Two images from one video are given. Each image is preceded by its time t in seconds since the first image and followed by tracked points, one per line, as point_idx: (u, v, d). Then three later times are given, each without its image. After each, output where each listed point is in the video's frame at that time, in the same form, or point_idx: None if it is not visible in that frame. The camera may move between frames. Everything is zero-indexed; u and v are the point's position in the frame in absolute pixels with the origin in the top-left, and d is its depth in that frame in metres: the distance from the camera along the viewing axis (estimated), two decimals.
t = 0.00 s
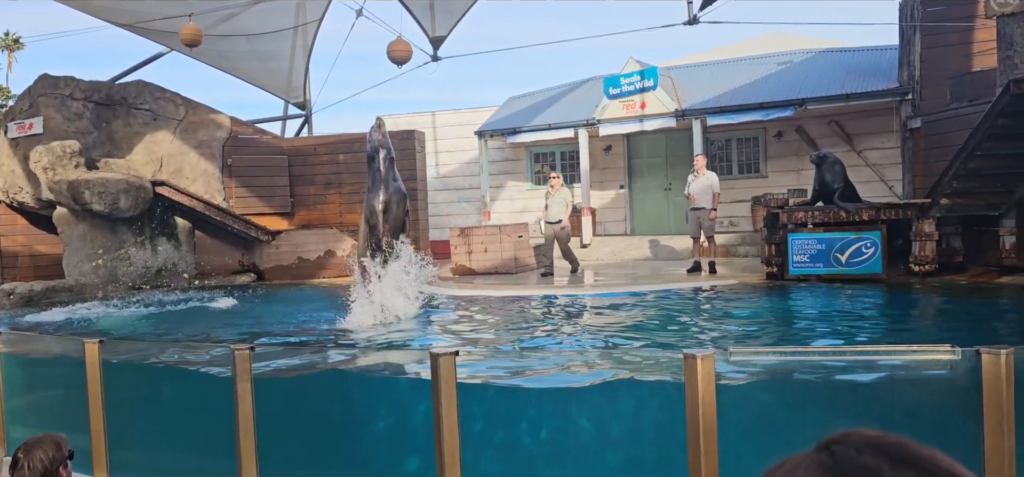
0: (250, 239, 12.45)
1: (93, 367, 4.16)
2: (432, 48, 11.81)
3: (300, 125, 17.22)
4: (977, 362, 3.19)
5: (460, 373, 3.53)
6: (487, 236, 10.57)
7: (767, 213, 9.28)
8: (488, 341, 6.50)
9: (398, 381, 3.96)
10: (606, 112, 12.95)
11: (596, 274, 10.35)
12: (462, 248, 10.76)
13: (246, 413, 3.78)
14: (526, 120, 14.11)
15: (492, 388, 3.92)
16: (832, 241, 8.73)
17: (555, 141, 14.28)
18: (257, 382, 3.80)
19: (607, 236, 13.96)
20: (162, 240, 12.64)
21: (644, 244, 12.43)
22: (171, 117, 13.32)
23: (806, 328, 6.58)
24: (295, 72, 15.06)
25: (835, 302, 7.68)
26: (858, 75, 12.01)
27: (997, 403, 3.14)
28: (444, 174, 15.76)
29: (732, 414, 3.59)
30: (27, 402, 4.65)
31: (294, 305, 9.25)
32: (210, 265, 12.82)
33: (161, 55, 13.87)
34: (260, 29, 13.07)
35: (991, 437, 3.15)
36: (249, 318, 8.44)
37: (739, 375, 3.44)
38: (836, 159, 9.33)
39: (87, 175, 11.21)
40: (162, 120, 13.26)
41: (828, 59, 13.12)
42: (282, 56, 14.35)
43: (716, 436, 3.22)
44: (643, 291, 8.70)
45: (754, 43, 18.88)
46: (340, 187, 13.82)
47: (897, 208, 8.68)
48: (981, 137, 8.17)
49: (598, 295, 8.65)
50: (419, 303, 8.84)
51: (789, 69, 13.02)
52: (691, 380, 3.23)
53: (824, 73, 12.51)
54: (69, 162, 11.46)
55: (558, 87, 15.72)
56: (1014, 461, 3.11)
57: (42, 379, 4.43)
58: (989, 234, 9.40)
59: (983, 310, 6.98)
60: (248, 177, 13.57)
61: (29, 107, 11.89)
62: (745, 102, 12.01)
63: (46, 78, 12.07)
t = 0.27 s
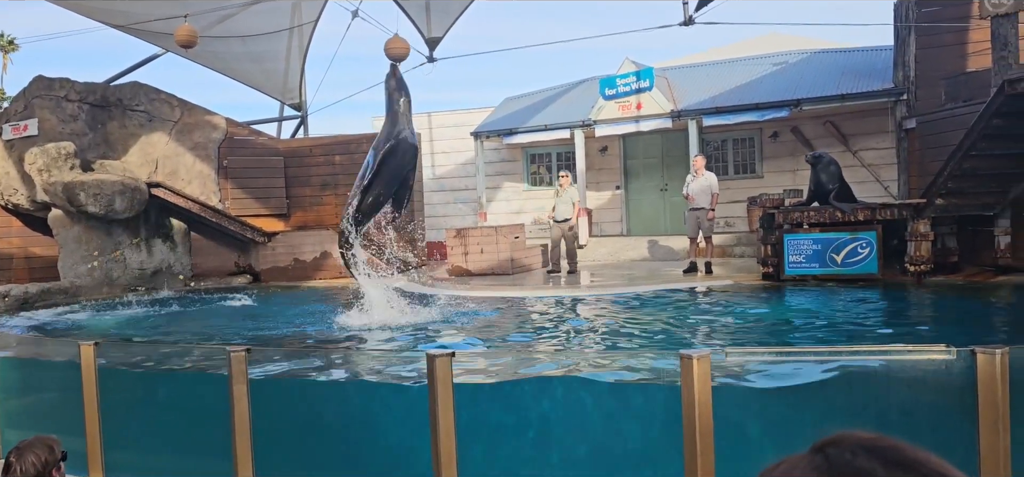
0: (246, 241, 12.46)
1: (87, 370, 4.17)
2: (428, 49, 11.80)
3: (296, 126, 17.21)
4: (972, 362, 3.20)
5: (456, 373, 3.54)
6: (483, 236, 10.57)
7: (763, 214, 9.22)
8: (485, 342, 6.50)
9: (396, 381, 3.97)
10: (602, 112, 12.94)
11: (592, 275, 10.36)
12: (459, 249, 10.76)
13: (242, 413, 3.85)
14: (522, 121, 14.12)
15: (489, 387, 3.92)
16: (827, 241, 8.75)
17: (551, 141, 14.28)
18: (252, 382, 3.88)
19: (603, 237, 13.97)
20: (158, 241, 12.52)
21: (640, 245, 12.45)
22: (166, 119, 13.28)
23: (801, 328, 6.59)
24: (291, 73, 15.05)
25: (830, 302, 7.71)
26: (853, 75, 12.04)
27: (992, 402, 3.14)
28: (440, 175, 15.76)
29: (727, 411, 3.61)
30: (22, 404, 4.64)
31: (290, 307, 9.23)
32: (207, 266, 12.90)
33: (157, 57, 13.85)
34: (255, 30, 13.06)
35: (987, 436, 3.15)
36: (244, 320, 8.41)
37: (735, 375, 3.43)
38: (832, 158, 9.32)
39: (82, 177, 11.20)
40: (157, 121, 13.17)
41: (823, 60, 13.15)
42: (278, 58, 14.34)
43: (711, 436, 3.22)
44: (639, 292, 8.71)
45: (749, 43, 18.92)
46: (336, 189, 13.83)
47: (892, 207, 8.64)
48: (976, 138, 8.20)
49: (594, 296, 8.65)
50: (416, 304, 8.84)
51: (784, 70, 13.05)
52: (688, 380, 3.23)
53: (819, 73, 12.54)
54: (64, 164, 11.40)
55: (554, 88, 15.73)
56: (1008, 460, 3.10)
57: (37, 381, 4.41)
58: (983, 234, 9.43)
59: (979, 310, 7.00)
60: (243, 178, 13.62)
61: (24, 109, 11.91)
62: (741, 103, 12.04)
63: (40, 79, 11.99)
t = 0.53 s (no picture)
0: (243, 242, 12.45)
1: (82, 373, 3.90)
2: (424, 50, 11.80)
3: (292, 127, 17.20)
4: (967, 362, 3.12)
5: (452, 374, 3.51)
6: (479, 237, 10.58)
7: (759, 214, 9.29)
8: (483, 343, 6.51)
9: (391, 382, 3.95)
10: (598, 114, 12.98)
11: (588, 275, 10.37)
12: (455, 250, 10.78)
13: (238, 416, 3.58)
14: (518, 122, 14.13)
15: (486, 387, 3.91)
16: (823, 242, 8.77)
17: (548, 142, 14.29)
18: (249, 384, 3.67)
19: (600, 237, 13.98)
20: (154, 243, 12.53)
21: (636, 245, 12.47)
22: (162, 120, 13.23)
23: (796, 329, 6.60)
24: (287, 74, 15.05)
25: (825, 303, 7.73)
26: (849, 76, 12.07)
27: (986, 401, 3.02)
28: (436, 176, 15.77)
29: (725, 412, 3.60)
30: (17, 405, 4.64)
31: (286, 308, 9.22)
32: (203, 268, 12.84)
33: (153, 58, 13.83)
34: (252, 31, 13.05)
35: (983, 436, 3.02)
36: (240, 321, 8.40)
37: (731, 375, 3.42)
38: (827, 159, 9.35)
39: (77, 178, 11.17)
40: (153, 122, 13.13)
41: (819, 61, 13.18)
42: (274, 59, 14.34)
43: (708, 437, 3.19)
44: (635, 292, 8.73)
45: (744, 45, 18.98)
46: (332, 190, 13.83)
47: (888, 209, 8.69)
48: (971, 138, 8.22)
49: (591, 296, 8.66)
50: (413, 305, 8.84)
51: (780, 71, 13.08)
52: (685, 379, 3.21)
53: (815, 74, 12.57)
54: (59, 165, 11.37)
55: (551, 89, 15.74)
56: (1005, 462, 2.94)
57: (34, 382, 4.40)
58: (979, 234, 9.46)
59: (973, 310, 7.01)
60: (240, 179, 13.63)
61: (20, 110, 11.86)
62: (737, 104, 12.06)
63: (35, 81, 11.95)
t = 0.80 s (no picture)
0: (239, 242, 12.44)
1: (80, 373, 4.14)
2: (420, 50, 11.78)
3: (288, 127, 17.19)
4: (962, 363, 3.19)
5: (450, 375, 3.51)
6: (475, 237, 10.57)
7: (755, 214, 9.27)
8: (478, 343, 6.51)
9: (387, 383, 3.95)
10: (594, 114, 12.99)
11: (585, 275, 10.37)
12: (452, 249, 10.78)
13: (236, 414, 3.80)
14: (515, 122, 14.12)
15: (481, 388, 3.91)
16: (820, 241, 8.77)
17: (544, 142, 14.30)
18: (246, 383, 3.86)
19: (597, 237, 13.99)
20: (150, 243, 12.49)
21: (633, 245, 12.47)
22: (158, 120, 13.15)
23: (794, 328, 6.60)
24: (284, 74, 15.03)
25: (822, 302, 7.73)
26: (845, 76, 12.09)
27: (982, 401, 3.14)
28: (433, 175, 15.77)
29: (721, 412, 3.61)
30: (12, 405, 4.64)
31: (282, 308, 9.21)
32: (199, 268, 12.89)
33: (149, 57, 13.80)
34: (248, 31, 13.02)
35: (978, 436, 3.13)
36: (236, 321, 8.39)
37: (726, 374, 3.42)
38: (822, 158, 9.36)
39: (73, 178, 11.13)
40: (149, 122, 13.06)
41: (816, 60, 13.18)
42: (271, 59, 14.32)
43: (704, 438, 3.21)
44: (631, 292, 8.73)
45: (740, 44, 19.02)
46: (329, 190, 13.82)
47: (884, 208, 8.74)
48: (967, 138, 8.25)
49: (587, 296, 8.66)
50: (409, 305, 8.84)
51: (777, 71, 13.08)
52: (680, 379, 3.23)
53: (812, 74, 12.56)
54: (55, 165, 11.35)
55: (547, 88, 15.72)
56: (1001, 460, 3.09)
57: (28, 382, 4.39)
58: (974, 235, 9.47)
59: (969, 310, 7.02)
60: (236, 179, 13.63)
61: (15, 110, 11.87)
62: (733, 103, 12.07)
63: (30, 81, 11.95)
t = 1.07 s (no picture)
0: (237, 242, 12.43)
1: (76, 372, 4.11)
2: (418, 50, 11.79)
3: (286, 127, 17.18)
4: (960, 362, 3.17)
5: (447, 376, 3.51)
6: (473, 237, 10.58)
7: (753, 214, 9.25)
8: (476, 343, 6.51)
9: (385, 384, 3.94)
10: (592, 114, 12.99)
11: (583, 275, 10.37)
12: (450, 249, 10.78)
13: (232, 414, 3.77)
14: (513, 122, 14.13)
15: (484, 393, 3.91)
16: (817, 241, 8.79)
17: (542, 142, 14.30)
18: (246, 386, 3.82)
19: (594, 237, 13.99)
20: (147, 243, 12.41)
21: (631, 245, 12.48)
22: (155, 120, 13.12)
23: (793, 328, 6.59)
24: (281, 74, 15.02)
25: (821, 302, 7.73)
26: (842, 76, 12.11)
27: (980, 400, 3.11)
28: (430, 175, 15.76)
29: (719, 412, 3.62)
30: (9, 406, 4.63)
31: (280, 308, 9.22)
32: (197, 268, 12.91)
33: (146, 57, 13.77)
34: (246, 30, 13.00)
35: (976, 436, 3.11)
36: (234, 321, 8.38)
37: (725, 375, 3.42)
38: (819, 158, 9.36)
39: (70, 178, 11.08)
40: (146, 122, 13.05)
41: (813, 60, 13.20)
42: (268, 58, 14.30)
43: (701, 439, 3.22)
44: (629, 292, 8.73)
45: (737, 44, 19.05)
46: (326, 190, 13.80)
47: (881, 208, 8.76)
48: (964, 138, 8.25)
49: (586, 296, 8.65)
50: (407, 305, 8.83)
51: (774, 71, 13.09)
52: (678, 378, 3.23)
53: (808, 74, 12.58)
54: (52, 165, 11.32)
55: (545, 88, 15.72)
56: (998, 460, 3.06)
57: (25, 382, 4.38)
58: (972, 234, 9.49)
59: (966, 309, 7.02)
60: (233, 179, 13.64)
61: (11, 110, 11.83)
62: (731, 103, 12.07)
63: (27, 80, 11.92)
